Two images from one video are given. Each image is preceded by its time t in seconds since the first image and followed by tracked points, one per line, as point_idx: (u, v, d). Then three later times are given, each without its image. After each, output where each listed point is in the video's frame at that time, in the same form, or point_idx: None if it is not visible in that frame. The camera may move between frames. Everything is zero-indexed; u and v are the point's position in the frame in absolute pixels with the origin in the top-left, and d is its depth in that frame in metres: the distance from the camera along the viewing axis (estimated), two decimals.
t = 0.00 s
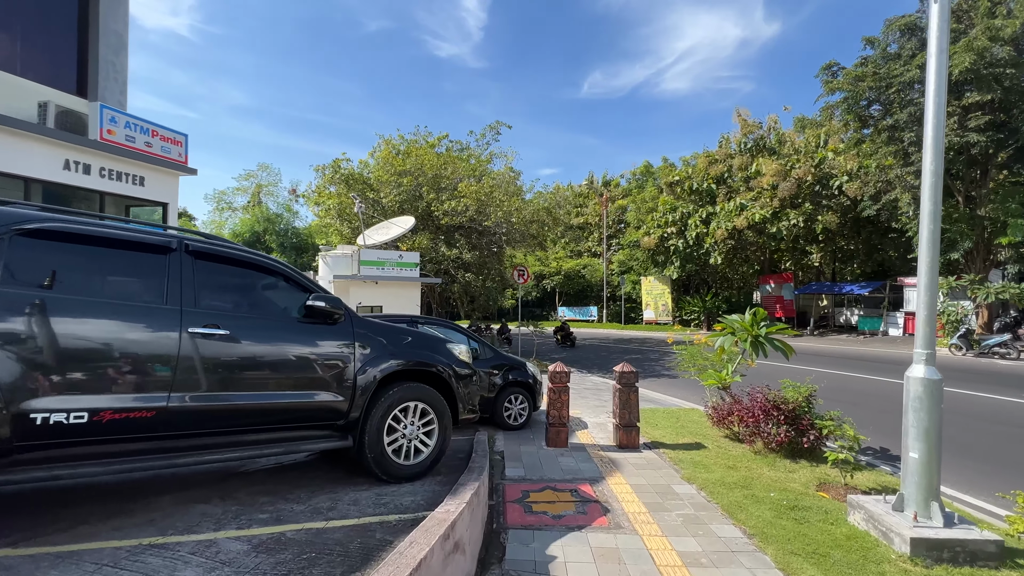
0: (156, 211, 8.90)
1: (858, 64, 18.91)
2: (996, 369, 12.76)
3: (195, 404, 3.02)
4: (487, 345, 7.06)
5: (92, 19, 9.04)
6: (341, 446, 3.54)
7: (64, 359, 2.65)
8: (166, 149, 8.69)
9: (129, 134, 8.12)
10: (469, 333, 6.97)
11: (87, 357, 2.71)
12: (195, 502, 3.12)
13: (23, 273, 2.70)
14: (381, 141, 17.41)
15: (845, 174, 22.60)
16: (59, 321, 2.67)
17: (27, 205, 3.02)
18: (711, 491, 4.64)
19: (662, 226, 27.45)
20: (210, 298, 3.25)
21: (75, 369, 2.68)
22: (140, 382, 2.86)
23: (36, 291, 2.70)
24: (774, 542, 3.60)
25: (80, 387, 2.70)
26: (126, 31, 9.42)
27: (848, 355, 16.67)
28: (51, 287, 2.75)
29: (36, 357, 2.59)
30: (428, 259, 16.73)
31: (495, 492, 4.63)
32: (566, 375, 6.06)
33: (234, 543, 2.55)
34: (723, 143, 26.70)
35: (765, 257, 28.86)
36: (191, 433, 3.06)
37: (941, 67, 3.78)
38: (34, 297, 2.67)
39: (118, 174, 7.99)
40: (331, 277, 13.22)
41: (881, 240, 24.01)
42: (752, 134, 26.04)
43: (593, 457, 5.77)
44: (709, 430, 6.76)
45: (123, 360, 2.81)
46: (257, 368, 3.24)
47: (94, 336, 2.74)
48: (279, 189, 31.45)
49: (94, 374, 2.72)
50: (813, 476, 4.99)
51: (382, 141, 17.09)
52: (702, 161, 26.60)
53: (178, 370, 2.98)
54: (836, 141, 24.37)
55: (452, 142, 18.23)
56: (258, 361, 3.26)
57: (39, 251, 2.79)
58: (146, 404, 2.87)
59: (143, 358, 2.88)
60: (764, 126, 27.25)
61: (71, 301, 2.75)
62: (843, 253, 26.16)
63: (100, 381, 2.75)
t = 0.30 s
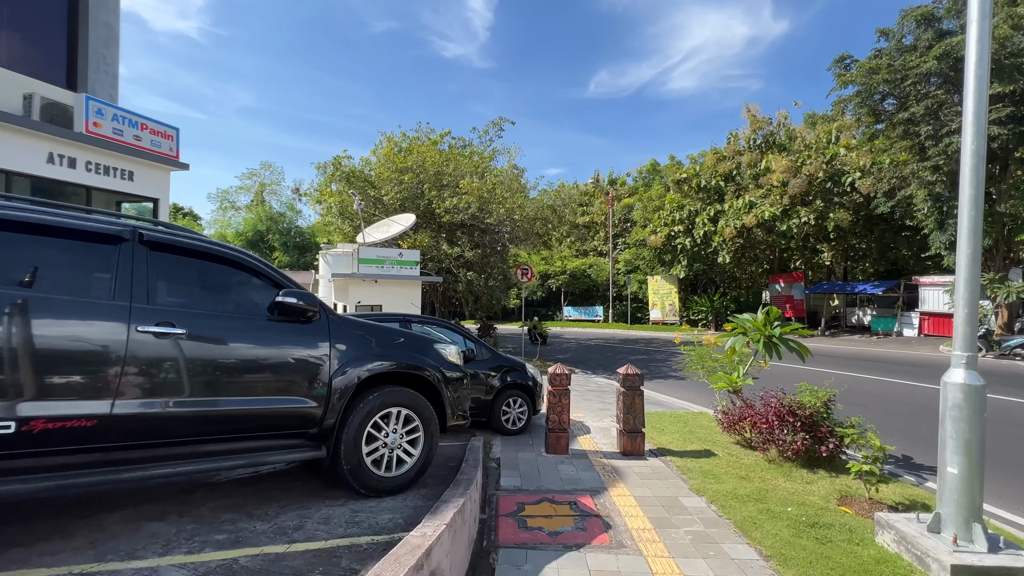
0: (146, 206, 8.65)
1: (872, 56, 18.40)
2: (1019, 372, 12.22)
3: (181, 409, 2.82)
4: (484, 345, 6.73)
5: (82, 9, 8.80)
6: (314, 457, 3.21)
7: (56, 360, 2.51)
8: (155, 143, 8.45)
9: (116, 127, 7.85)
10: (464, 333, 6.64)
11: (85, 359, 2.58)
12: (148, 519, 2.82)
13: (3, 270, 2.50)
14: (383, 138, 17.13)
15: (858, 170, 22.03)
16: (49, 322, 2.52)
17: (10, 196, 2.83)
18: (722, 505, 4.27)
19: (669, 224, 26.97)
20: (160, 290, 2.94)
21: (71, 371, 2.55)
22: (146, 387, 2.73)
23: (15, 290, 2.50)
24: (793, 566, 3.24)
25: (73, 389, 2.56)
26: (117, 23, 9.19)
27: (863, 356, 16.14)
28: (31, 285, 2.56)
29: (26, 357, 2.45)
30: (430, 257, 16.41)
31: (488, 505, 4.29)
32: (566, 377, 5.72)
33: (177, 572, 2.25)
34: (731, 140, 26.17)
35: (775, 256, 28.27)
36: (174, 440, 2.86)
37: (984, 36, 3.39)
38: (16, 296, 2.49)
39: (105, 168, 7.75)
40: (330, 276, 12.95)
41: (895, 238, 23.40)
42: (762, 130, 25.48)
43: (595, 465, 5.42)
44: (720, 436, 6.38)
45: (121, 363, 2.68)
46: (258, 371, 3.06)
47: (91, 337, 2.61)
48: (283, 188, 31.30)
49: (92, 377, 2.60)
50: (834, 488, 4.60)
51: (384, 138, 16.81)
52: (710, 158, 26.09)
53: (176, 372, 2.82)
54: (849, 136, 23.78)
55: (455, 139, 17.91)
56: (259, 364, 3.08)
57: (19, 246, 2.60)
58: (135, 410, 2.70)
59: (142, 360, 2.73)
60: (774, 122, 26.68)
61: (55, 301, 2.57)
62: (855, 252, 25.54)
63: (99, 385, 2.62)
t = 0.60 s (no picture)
0: (138, 202, 8.41)
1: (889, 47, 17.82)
2: None
3: (164, 417, 2.57)
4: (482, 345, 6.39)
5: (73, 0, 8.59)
6: (282, 472, 2.87)
7: (54, 363, 2.33)
8: (147, 137, 8.21)
9: (105, 120, 7.61)
10: (461, 332, 6.31)
11: (86, 362, 2.40)
12: (92, 542, 2.52)
13: None
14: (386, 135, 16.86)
15: (874, 166, 21.39)
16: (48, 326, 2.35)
17: None
18: (739, 523, 3.89)
19: (678, 222, 26.44)
20: (106, 282, 2.61)
21: (72, 374, 2.37)
22: (153, 393, 2.55)
23: None
24: None
25: (70, 395, 2.37)
26: (109, 14, 8.97)
27: (881, 358, 15.55)
28: (12, 283, 2.35)
29: (21, 358, 2.27)
30: (433, 256, 16.12)
31: (482, 521, 3.93)
32: (568, 381, 5.35)
33: None
34: (742, 136, 25.61)
35: (787, 254, 27.65)
36: (160, 450, 2.62)
37: None
38: None
39: (94, 163, 7.51)
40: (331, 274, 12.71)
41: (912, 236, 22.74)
42: (774, 126, 24.87)
43: (599, 475, 5.06)
44: (734, 443, 5.98)
45: (126, 367, 2.50)
46: (260, 375, 2.85)
47: (95, 339, 2.44)
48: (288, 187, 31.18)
49: (93, 381, 2.42)
50: (862, 504, 4.21)
51: (387, 134, 16.54)
52: (720, 154, 25.52)
53: (180, 377, 2.62)
54: (864, 132, 23.14)
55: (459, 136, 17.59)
56: (260, 368, 2.87)
57: None
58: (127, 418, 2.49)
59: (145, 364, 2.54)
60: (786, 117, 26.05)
61: (41, 303, 2.37)
62: (870, 250, 24.85)
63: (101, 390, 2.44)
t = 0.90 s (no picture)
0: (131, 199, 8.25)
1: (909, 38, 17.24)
2: None
3: (145, 427, 2.36)
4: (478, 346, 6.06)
5: None
6: (241, 491, 2.57)
7: (52, 370, 2.17)
8: (138, 131, 8.02)
9: (94, 114, 7.41)
10: (456, 332, 5.98)
11: (85, 369, 2.24)
12: (26, 568, 2.26)
13: None
14: (389, 132, 16.62)
15: (891, 161, 20.75)
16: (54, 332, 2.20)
17: None
18: (755, 545, 3.52)
19: (688, 221, 25.93)
20: (39, 278, 2.32)
21: (72, 381, 2.21)
22: (160, 400, 2.40)
23: None
24: None
25: (67, 403, 2.21)
26: (103, 7, 8.80)
27: (901, 360, 14.97)
28: None
29: (16, 365, 2.10)
30: (437, 254, 15.85)
31: (471, 539, 3.60)
32: (568, 386, 5.04)
33: None
34: (754, 131, 25.04)
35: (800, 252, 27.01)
36: (127, 465, 2.38)
37: None
38: None
39: (83, 158, 7.33)
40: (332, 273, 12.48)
41: (931, 233, 22.02)
42: (788, 121, 24.24)
43: (602, 487, 4.71)
44: (748, 452, 5.59)
45: (129, 373, 2.34)
46: (220, 384, 2.56)
47: (99, 344, 2.28)
48: (294, 187, 31.12)
49: (91, 388, 2.25)
50: (891, 524, 3.82)
51: (390, 131, 16.30)
52: (731, 151, 24.97)
53: (183, 383, 2.46)
54: (881, 126, 22.45)
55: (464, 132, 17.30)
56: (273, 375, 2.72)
57: None
58: (112, 428, 2.30)
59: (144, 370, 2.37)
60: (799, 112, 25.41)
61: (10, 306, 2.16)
62: (887, 248, 24.13)
63: (102, 397, 2.28)
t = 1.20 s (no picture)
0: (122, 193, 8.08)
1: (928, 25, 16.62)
2: None
3: (122, 430, 2.20)
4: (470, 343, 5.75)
5: None
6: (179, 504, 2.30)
7: (51, 368, 2.07)
8: (128, 124, 7.85)
9: (81, 105, 7.23)
10: (447, 329, 5.67)
11: (85, 367, 2.14)
12: None
13: None
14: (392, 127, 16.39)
15: (909, 155, 20.07)
16: (58, 333, 2.09)
17: None
18: (765, 564, 3.18)
19: (698, 218, 25.40)
20: None
21: (73, 381, 2.11)
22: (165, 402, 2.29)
23: None
24: None
25: (64, 403, 2.10)
26: None
27: (920, 361, 14.37)
28: None
29: (19, 364, 2.01)
30: (439, 251, 15.59)
31: (452, 554, 3.30)
32: (565, 387, 4.71)
33: None
34: (766, 126, 24.45)
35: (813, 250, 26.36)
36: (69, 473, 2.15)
37: None
38: None
39: (70, 150, 7.16)
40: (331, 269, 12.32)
41: (950, 230, 21.27)
42: (801, 115, 23.60)
43: (600, 495, 4.39)
44: (758, 459, 5.22)
45: (136, 372, 2.24)
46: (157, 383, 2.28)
47: (106, 343, 2.19)
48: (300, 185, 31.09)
49: (90, 387, 2.14)
50: (918, 542, 3.45)
51: (392, 127, 16.07)
52: (742, 146, 24.40)
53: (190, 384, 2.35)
54: (898, 119, 21.74)
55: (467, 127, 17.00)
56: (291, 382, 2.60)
57: None
58: (89, 431, 2.14)
59: (131, 370, 2.23)
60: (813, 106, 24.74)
61: None
62: (905, 246, 23.39)
63: (97, 396, 2.16)
